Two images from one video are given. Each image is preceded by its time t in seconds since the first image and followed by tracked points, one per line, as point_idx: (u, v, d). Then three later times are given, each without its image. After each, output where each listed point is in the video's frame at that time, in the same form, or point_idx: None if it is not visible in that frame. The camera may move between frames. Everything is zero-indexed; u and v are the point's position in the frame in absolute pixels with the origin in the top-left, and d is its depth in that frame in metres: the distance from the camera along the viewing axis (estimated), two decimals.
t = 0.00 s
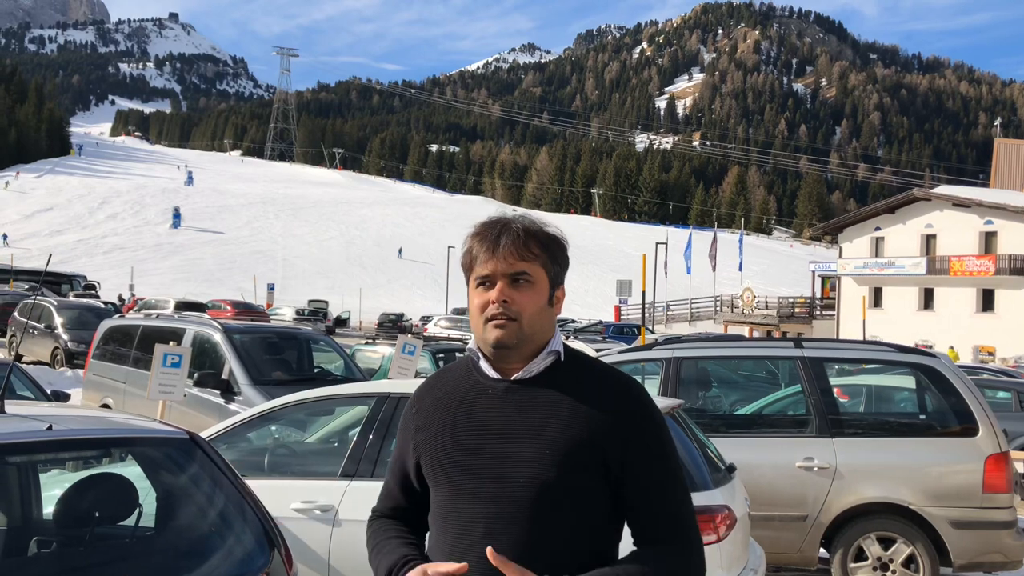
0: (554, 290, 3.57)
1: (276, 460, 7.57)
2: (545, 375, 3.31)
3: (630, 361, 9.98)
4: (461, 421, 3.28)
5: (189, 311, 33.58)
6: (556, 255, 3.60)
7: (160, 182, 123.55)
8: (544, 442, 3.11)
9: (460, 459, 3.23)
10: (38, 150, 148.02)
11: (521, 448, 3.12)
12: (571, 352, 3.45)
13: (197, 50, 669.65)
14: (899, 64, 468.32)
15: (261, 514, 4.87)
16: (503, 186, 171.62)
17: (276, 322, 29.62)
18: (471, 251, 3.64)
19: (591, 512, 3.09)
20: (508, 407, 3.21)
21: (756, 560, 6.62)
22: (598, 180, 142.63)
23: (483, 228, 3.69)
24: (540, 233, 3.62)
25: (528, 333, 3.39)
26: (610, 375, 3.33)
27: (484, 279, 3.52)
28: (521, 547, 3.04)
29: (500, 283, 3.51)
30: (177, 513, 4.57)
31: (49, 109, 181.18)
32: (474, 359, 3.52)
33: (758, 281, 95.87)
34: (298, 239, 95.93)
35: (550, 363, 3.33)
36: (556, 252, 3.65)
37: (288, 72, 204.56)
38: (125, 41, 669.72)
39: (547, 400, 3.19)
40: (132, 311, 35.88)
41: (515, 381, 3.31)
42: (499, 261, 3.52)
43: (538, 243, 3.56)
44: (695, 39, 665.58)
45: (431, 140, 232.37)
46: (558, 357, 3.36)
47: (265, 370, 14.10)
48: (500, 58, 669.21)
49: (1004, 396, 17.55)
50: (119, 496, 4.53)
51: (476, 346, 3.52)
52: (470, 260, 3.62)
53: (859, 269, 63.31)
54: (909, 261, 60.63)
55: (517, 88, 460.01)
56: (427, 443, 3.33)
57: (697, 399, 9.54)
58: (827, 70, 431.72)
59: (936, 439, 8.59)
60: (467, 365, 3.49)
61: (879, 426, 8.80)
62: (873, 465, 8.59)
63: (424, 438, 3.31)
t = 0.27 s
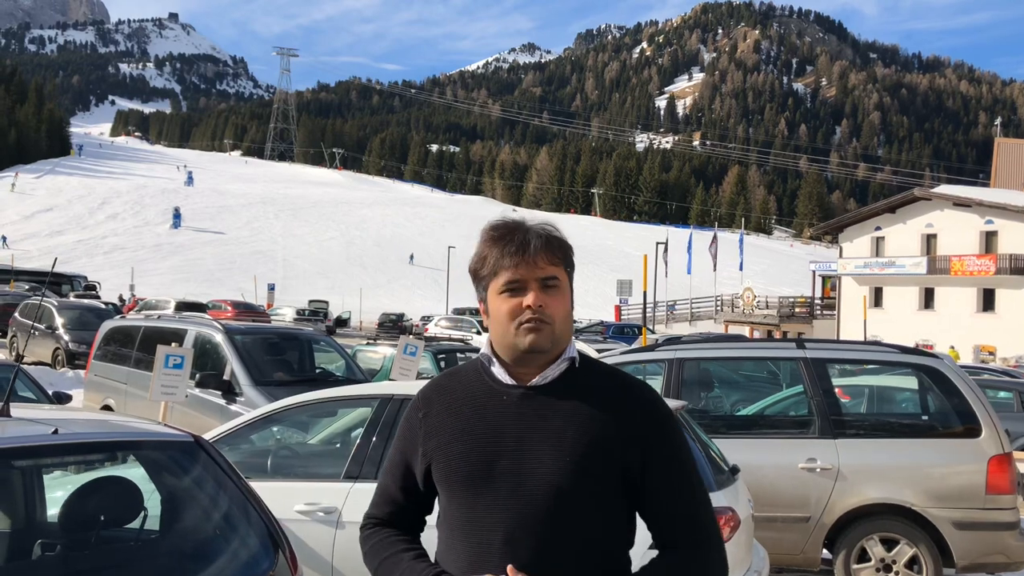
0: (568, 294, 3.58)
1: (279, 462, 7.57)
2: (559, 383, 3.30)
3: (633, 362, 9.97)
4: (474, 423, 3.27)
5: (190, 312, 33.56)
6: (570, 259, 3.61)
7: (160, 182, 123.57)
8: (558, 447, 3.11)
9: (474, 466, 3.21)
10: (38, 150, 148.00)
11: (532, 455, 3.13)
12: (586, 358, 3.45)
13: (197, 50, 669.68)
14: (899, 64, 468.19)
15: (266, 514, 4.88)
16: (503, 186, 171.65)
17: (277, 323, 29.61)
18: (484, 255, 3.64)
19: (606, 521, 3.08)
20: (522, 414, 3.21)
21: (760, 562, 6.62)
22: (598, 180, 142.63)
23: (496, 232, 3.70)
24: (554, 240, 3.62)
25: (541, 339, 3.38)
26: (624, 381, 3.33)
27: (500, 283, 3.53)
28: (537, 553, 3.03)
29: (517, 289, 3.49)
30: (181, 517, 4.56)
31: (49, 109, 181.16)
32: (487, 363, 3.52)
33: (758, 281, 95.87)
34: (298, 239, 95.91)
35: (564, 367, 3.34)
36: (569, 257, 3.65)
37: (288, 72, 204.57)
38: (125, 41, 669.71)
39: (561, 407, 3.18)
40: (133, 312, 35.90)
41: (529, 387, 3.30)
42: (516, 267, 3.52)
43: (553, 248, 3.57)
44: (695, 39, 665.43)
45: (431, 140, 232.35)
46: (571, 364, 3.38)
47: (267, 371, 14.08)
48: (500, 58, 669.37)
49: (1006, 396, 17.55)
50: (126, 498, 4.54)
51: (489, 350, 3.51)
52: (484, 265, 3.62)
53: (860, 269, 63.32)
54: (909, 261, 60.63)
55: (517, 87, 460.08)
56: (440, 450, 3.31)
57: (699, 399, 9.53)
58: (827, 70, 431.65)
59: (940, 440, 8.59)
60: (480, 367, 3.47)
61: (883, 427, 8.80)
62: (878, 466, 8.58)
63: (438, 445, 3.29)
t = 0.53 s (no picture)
0: (577, 300, 3.57)
1: (281, 464, 7.56)
2: (572, 392, 3.30)
3: (635, 363, 9.94)
4: (484, 432, 3.27)
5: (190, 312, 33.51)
6: (582, 265, 3.61)
7: (161, 182, 123.61)
8: (568, 459, 3.12)
9: (482, 487, 3.18)
10: (38, 150, 147.86)
11: (544, 463, 3.12)
12: (597, 365, 3.45)
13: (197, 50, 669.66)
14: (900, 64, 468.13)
15: (267, 516, 4.85)
16: (503, 186, 171.74)
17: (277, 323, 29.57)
18: (491, 261, 3.63)
19: (617, 532, 3.08)
20: (532, 423, 3.21)
21: (763, 565, 6.61)
22: (598, 180, 142.66)
23: (504, 240, 3.69)
24: (568, 248, 3.61)
25: (552, 346, 3.37)
26: (634, 390, 3.34)
27: (510, 291, 3.51)
28: (547, 561, 3.03)
29: (527, 296, 3.49)
30: (183, 520, 4.56)
31: (49, 109, 181.13)
32: (499, 368, 3.51)
33: (759, 281, 95.93)
34: (299, 239, 95.90)
35: (577, 377, 3.34)
36: (579, 262, 3.63)
37: (288, 72, 204.53)
38: (125, 41, 669.70)
39: (573, 418, 3.20)
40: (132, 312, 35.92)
41: (545, 396, 3.29)
42: (528, 271, 3.52)
43: (560, 254, 3.57)
44: (695, 39, 665.37)
45: (432, 140, 232.29)
46: (583, 373, 3.39)
47: (268, 372, 14.05)
48: (500, 58, 669.47)
49: (1007, 397, 17.57)
50: (128, 503, 4.58)
51: (500, 357, 3.50)
52: (491, 270, 3.62)
53: (861, 269, 63.38)
54: (910, 261, 60.66)
55: (517, 88, 459.98)
56: (451, 459, 3.30)
57: (702, 401, 9.52)
58: (827, 71, 431.61)
59: (940, 443, 8.59)
60: (490, 375, 3.46)
61: (885, 429, 8.79)
62: (880, 469, 8.58)
63: (447, 453, 3.29)
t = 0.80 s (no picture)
0: (582, 304, 3.55)
1: (282, 467, 7.54)
2: (577, 397, 3.28)
3: (636, 364, 9.91)
4: (491, 438, 3.25)
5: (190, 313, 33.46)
6: (583, 269, 3.60)
7: (160, 182, 123.60)
8: (576, 466, 3.11)
9: (490, 492, 3.16)
10: (38, 150, 147.86)
11: (550, 466, 3.12)
12: (603, 369, 3.42)
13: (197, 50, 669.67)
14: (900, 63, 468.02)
15: (268, 517, 4.83)
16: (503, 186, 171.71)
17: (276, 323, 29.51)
18: (496, 265, 3.61)
19: (624, 538, 3.09)
20: (539, 427, 3.19)
21: (765, 566, 6.59)
22: (598, 180, 142.63)
23: (506, 244, 3.68)
24: (570, 250, 3.60)
25: (557, 350, 3.35)
26: (641, 396, 3.32)
27: (514, 293, 3.50)
28: (553, 567, 3.01)
29: (531, 298, 3.48)
30: (185, 524, 4.54)
31: (49, 109, 181.09)
32: (503, 374, 3.48)
33: (760, 281, 95.93)
34: (299, 239, 95.87)
35: (582, 384, 3.32)
36: (581, 266, 3.62)
37: (288, 72, 204.45)
38: (125, 41, 669.71)
39: (581, 422, 3.16)
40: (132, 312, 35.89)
41: (550, 403, 3.27)
42: (533, 276, 3.50)
43: (563, 256, 3.56)
44: (695, 38, 665.31)
45: (431, 140, 232.27)
46: (591, 377, 3.36)
47: (268, 373, 14.02)
48: (500, 58, 669.49)
49: (1007, 397, 17.55)
50: (130, 507, 4.56)
51: (506, 362, 3.48)
52: (495, 276, 3.60)
53: (861, 269, 63.34)
54: (910, 261, 60.63)
55: (517, 87, 459.91)
56: (457, 466, 3.27)
57: (703, 403, 9.50)
58: (826, 70, 431.43)
59: (943, 444, 8.57)
60: (498, 383, 3.44)
61: (887, 431, 8.78)
62: (882, 470, 8.56)
63: (453, 460, 3.28)
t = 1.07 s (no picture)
0: (580, 305, 3.52)
1: (282, 466, 7.50)
2: (578, 400, 3.25)
3: (637, 364, 9.87)
4: (493, 443, 3.24)
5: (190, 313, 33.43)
6: (582, 267, 3.57)
7: (161, 182, 123.60)
8: (576, 465, 3.07)
9: (490, 494, 3.14)
10: (38, 150, 147.86)
11: (549, 467, 3.08)
12: (604, 370, 3.38)
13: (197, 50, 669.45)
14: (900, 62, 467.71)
15: (269, 520, 4.79)
16: (502, 185, 171.70)
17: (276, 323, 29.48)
18: (491, 267, 3.59)
19: (631, 539, 3.04)
20: (540, 429, 3.16)
21: (769, 568, 6.55)
22: (598, 179, 142.64)
23: (503, 246, 3.64)
24: (567, 249, 3.57)
25: (553, 349, 3.33)
26: (647, 395, 3.27)
27: (509, 294, 3.47)
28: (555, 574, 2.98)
29: (526, 298, 3.45)
30: (184, 525, 4.51)
31: (49, 108, 181.05)
32: (504, 376, 3.45)
33: (760, 281, 95.88)
34: (299, 239, 95.86)
35: (583, 383, 3.29)
36: (579, 266, 3.60)
37: (288, 71, 204.57)
38: (125, 41, 669.62)
39: (581, 424, 3.15)
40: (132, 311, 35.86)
41: (550, 404, 3.25)
42: (527, 274, 3.47)
43: (561, 254, 3.53)
44: (695, 38, 665.21)
45: (431, 140, 232.26)
46: (590, 381, 3.33)
47: (268, 372, 13.99)
48: (500, 58, 669.37)
49: (1008, 397, 17.53)
50: (130, 507, 4.54)
51: (506, 365, 3.45)
52: (492, 277, 3.57)
53: (862, 268, 63.30)
54: (910, 261, 60.63)
55: (517, 87, 459.82)
56: (458, 471, 3.27)
57: (704, 403, 9.45)
58: (827, 70, 431.26)
59: (946, 444, 8.54)
60: (495, 386, 3.43)
61: (889, 431, 8.74)
62: (884, 471, 8.53)
63: (455, 463, 3.25)
